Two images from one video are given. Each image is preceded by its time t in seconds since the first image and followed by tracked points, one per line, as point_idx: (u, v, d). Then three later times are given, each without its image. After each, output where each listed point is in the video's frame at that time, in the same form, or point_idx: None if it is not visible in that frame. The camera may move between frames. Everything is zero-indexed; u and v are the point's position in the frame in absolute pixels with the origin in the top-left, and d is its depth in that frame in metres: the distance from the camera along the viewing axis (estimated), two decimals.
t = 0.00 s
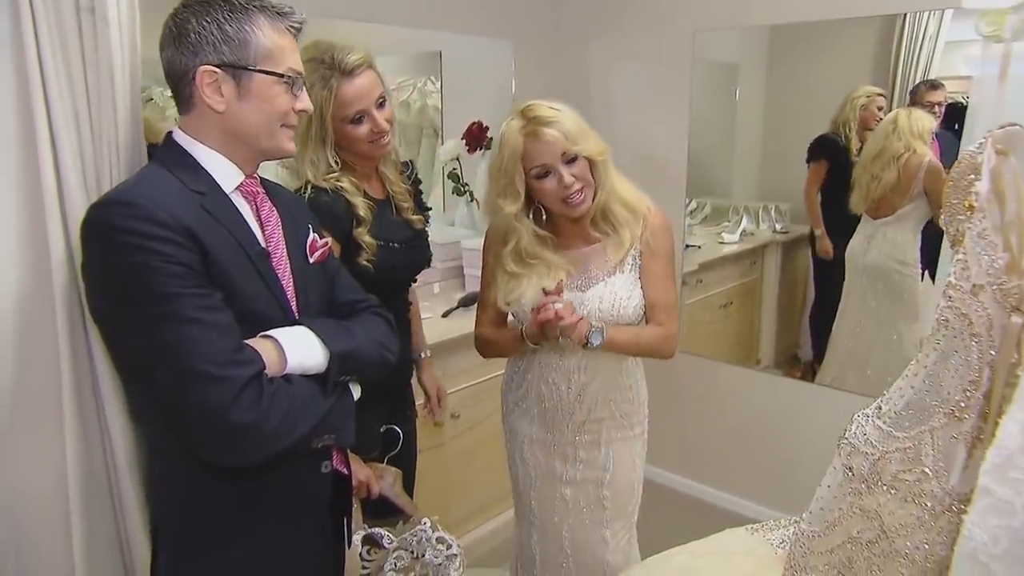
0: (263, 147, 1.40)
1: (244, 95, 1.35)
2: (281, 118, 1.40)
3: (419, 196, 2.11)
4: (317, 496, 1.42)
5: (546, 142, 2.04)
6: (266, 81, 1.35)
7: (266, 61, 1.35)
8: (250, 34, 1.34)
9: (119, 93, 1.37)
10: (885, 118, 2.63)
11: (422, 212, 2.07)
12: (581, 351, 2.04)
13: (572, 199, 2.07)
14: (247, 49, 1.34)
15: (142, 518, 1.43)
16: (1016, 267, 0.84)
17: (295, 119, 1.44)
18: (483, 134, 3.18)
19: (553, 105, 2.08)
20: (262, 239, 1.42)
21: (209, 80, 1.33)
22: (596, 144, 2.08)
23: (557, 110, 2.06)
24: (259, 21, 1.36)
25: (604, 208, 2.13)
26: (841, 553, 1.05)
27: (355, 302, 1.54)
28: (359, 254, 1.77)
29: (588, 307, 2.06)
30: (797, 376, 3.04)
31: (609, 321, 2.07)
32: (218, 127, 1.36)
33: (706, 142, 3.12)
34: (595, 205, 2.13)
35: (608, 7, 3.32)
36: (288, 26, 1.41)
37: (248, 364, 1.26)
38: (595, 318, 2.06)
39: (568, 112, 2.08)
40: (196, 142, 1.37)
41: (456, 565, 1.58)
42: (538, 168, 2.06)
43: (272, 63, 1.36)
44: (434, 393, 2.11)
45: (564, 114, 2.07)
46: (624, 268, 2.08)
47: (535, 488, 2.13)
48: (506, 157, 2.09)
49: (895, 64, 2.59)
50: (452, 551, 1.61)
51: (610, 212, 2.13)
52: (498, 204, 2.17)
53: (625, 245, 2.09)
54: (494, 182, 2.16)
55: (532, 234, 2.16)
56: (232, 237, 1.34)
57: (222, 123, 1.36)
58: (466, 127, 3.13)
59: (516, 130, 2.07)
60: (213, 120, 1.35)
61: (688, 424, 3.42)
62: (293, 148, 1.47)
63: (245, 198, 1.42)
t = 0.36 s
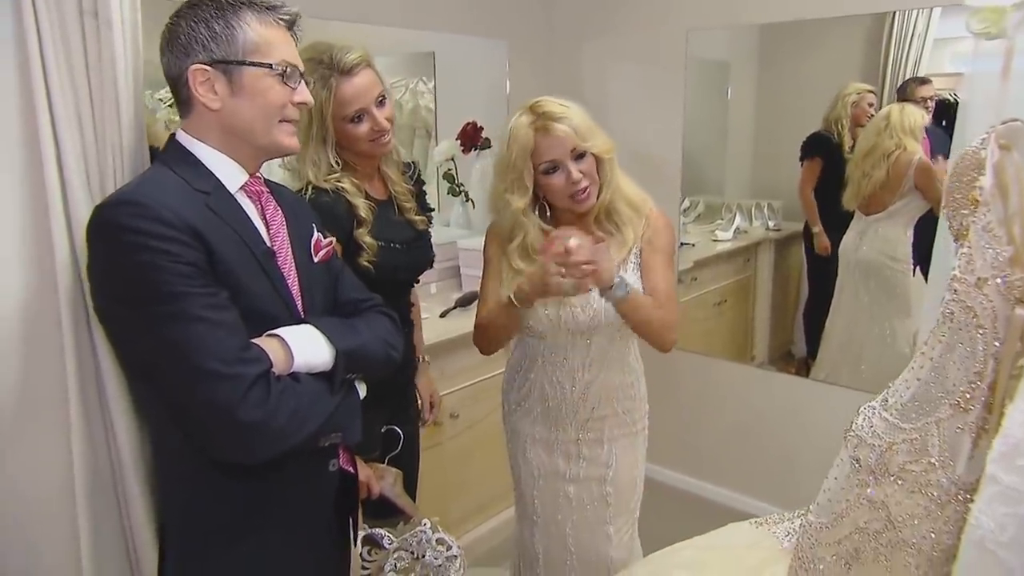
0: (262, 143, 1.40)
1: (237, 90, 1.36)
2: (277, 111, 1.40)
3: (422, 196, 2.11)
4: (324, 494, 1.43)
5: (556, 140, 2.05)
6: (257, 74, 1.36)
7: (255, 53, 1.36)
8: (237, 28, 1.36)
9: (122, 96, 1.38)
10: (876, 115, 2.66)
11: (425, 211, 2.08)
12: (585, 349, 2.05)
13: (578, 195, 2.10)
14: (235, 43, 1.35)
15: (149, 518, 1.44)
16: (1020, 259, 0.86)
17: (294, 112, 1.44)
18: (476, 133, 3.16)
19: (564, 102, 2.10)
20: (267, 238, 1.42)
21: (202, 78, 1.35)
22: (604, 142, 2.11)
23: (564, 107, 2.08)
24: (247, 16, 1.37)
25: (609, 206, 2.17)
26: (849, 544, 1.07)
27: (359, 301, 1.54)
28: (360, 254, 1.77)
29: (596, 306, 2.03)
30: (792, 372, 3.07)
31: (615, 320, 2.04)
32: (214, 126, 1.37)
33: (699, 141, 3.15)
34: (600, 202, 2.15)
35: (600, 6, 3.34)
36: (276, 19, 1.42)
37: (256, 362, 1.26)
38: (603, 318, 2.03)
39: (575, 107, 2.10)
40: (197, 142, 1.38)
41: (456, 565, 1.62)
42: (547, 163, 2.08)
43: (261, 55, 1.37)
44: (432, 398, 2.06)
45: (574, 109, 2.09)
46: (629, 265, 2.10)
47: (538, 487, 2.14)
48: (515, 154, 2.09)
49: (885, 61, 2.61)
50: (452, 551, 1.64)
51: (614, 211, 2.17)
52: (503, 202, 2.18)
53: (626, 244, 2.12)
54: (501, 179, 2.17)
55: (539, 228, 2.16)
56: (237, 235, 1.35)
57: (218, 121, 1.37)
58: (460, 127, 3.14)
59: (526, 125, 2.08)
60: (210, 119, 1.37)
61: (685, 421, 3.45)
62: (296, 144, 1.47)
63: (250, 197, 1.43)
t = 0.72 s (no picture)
0: (247, 136, 1.39)
1: (217, 84, 1.35)
2: (260, 103, 1.39)
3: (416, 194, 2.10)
4: (319, 495, 1.42)
5: (557, 131, 2.05)
6: (233, 63, 1.35)
7: (231, 43, 1.36)
8: (213, 20, 1.36)
9: (109, 91, 1.35)
10: (868, 111, 2.66)
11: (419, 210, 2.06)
12: (582, 346, 2.05)
13: (576, 190, 2.09)
14: (211, 34, 1.35)
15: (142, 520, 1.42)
16: None
17: (279, 103, 1.42)
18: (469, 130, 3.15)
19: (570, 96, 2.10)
20: (258, 237, 1.40)
21: (182, 73, 1.35)
22: (608, 139, 2.11)
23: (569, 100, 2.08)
24: (224, 8, 1.37)
25: (610, 206, 2.18)
26: (851, 539, 1.07)
27: (352, 301, 1.51)
28: (355, 252, 1.75)
29: (594, 304, 2.02)
30: (785, 367, 3.07)
31: (614, 318, 2.03)
32: (199, 121, 1.37)
33: (691, 137, 3.15)
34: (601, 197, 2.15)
35: (590, 3, 3.33)
36: (253, 9, 1.42)
37: (249, 363, 1.25)
38: (602, 315, 2.02)
39: (580, 100, 2.10)
40: (185, 140, 1.38)
41: (455, 565, 1.59)
42: (546, 153, 2.07)
43: (238, 45, 1.37)
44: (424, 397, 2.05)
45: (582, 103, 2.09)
46: (628, 265, 2.11)
47: (534, 486, 2.12)
48: (516, 141, 2.09)
49: (876, 56, 2.61)
50: (451, 551, 1.61)
51: (615, 211, 2.18)
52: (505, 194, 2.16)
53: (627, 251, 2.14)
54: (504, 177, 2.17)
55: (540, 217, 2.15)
56: (227, 234, 1.33)
57: (202, 116, 1.37)
58: (453, 124, 3.12)
59: (530, 114, 2.07)
60: (194, 114, 1.37)
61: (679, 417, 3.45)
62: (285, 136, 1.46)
63: (240, 196, 1.42)
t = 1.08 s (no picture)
0: (224, 137, 1.34)
1: (193, 84, 1.32)
2: (239, 104, 1.34)
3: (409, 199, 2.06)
4: (302, 510, 1.38)
5: (557, 120, 2.04)
6: (211, 64, 1.32)
7: (208, 44, 1.32)
8: (191, 20, 1.33)
9: (87, 95, 1.32)
10: (870, 116, 2.62)
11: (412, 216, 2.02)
12: (578, 356, 2.01)
13: (573, 183, 2.04)
14: (188, 34, 1.32)
15: (118, 533, 1.37)
16: None
17: (259, 105, 1.38)
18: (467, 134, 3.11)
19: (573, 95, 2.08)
20: (241, 244, 1.37)
21: (159, 74, 1.32)
22: (609, 137, 2.07)
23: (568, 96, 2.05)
24: (204, 8, 1.34)
25: (610, 212, 2.13)
26: (853, 566, 1.07)
27: (339, 310, 1.47)
28: (345, 259, 1.70)
29: (591, 313, 1.98)
30: (787, 375, 3.02)
31: (611, 328, 1.99)
32: (176, 123, 1.34)
33: (694, 142, 3.11)
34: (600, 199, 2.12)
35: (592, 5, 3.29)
36: (237, 11, 1.38)
37: (230, 374, 1.21)
38: (598, 325, 1.98)
39: (582, 102, 2.07)
40: (164, 143, 1.35)
41: None
42: (546, 143, 2.04)
43: (217, 45, 1.33)
44: (416, 405, 1.99)
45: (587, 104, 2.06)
46: (628, 275, 2.06)
47: (529, 497, 2.08)
48: (518, 134, 2.06)
49: (880, 60, 2.57)
50: (442, 565, 1.54)
51: (615, 217, 2.13)
52: (506, 187, 2.13)
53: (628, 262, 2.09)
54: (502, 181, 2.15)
55: (539, 212, 2.11)
56: (207, 241, 1.30)
57: (179, 118, 1.33)
58: (453, 127, 3.08)
59: (533, 106, 2.05)
60: (171, 116, 1.34)
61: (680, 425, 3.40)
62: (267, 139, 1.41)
63: (222, 203, 1.38)
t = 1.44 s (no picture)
0: (243, 158, 1.31)
1: (215, 103, 1.27)
2: (260, 127, 1.31)
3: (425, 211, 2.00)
4: (304, 541, 1.31)
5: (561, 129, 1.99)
6: (236, 86, 1.28)
7: (236, 65, 1.28)
8: (216, 38, 1.28)
9: (92, 107, 1.29)
10: (911, 126, 2.51)
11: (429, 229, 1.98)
12: (595, 379, 1.95)
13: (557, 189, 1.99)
14: (213, 53, 1.27)
15: (119, 559, 1.33)
16: None
17: (278, 128, 1.35)
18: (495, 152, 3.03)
19: (592, 107, 2.00)
20: (246, 263, 1.33)
21: (178, 90, 1.26)
22: (605, 150, 1.96)
23: (583, 107, 2.00)
24: (228, 26, 1.30)
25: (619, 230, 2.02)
26: None
27: (348, 329, 1.41)
28: (357, 276, 1.65)
29: (606, 334, 1.92)
30: (824, 397, 2.90)
31: (628, 350, 1.92)
32: (191, 142, 1.29)
33: (728, 154, 3.01)
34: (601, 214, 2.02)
35: (625, 13, 3.21)
36: (260, 30, 1.34)
37: (226, 400, 1.18)
38: (614, 346, 1.91)
39: (596, 114, 1.98)
40: (171, 161, 1.30)
41: None
42: (546, 146, 2.02)
43: (243, 68, 1.29)
44: (433, 423, 1.92)
45: (602, 118, 1.98)
46: (646, 298, 1.99)
47: (546, 526, 2.00)
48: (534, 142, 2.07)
49: (924, 69, 2.47)
50: None
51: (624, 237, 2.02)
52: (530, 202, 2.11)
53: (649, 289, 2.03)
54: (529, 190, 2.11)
55: (541, 216, 2.10)
56: (209, 260, 1.27)
57: (195, 135, 1.29)
58: (478, 140, 3.03)
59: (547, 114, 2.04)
60: (186, 133, 1.28)
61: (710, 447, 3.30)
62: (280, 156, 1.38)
63: (227, 220, 1.34)
